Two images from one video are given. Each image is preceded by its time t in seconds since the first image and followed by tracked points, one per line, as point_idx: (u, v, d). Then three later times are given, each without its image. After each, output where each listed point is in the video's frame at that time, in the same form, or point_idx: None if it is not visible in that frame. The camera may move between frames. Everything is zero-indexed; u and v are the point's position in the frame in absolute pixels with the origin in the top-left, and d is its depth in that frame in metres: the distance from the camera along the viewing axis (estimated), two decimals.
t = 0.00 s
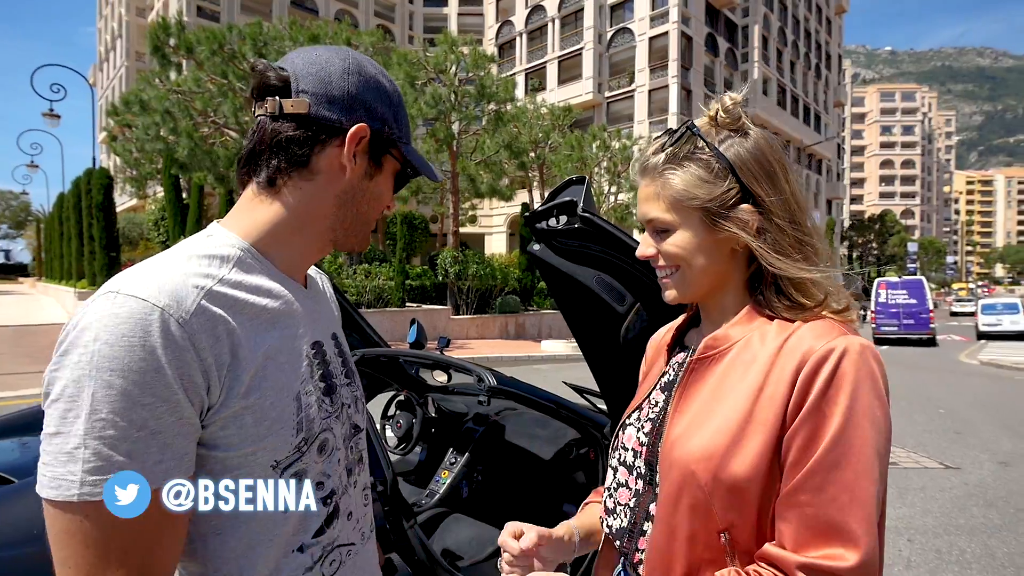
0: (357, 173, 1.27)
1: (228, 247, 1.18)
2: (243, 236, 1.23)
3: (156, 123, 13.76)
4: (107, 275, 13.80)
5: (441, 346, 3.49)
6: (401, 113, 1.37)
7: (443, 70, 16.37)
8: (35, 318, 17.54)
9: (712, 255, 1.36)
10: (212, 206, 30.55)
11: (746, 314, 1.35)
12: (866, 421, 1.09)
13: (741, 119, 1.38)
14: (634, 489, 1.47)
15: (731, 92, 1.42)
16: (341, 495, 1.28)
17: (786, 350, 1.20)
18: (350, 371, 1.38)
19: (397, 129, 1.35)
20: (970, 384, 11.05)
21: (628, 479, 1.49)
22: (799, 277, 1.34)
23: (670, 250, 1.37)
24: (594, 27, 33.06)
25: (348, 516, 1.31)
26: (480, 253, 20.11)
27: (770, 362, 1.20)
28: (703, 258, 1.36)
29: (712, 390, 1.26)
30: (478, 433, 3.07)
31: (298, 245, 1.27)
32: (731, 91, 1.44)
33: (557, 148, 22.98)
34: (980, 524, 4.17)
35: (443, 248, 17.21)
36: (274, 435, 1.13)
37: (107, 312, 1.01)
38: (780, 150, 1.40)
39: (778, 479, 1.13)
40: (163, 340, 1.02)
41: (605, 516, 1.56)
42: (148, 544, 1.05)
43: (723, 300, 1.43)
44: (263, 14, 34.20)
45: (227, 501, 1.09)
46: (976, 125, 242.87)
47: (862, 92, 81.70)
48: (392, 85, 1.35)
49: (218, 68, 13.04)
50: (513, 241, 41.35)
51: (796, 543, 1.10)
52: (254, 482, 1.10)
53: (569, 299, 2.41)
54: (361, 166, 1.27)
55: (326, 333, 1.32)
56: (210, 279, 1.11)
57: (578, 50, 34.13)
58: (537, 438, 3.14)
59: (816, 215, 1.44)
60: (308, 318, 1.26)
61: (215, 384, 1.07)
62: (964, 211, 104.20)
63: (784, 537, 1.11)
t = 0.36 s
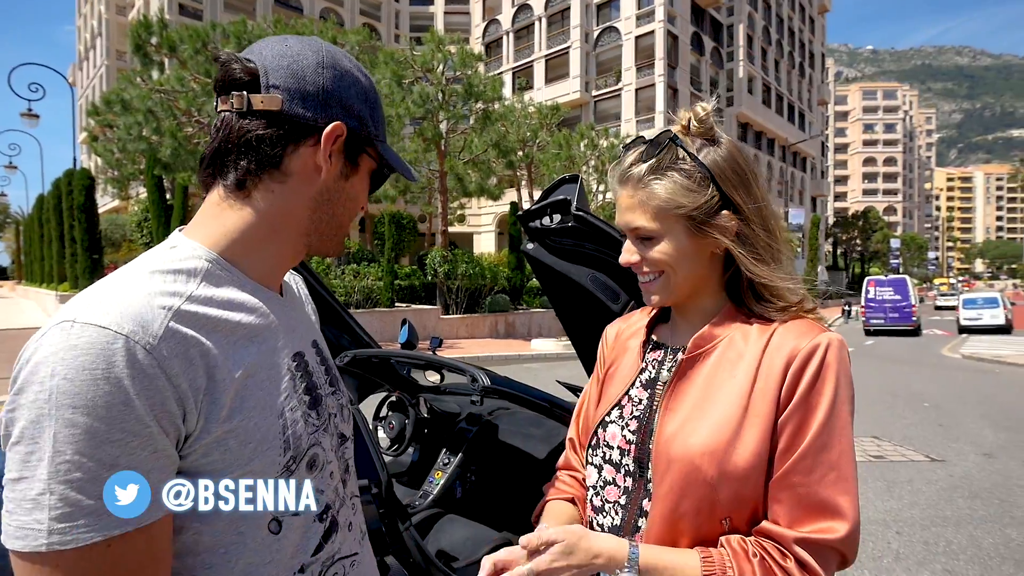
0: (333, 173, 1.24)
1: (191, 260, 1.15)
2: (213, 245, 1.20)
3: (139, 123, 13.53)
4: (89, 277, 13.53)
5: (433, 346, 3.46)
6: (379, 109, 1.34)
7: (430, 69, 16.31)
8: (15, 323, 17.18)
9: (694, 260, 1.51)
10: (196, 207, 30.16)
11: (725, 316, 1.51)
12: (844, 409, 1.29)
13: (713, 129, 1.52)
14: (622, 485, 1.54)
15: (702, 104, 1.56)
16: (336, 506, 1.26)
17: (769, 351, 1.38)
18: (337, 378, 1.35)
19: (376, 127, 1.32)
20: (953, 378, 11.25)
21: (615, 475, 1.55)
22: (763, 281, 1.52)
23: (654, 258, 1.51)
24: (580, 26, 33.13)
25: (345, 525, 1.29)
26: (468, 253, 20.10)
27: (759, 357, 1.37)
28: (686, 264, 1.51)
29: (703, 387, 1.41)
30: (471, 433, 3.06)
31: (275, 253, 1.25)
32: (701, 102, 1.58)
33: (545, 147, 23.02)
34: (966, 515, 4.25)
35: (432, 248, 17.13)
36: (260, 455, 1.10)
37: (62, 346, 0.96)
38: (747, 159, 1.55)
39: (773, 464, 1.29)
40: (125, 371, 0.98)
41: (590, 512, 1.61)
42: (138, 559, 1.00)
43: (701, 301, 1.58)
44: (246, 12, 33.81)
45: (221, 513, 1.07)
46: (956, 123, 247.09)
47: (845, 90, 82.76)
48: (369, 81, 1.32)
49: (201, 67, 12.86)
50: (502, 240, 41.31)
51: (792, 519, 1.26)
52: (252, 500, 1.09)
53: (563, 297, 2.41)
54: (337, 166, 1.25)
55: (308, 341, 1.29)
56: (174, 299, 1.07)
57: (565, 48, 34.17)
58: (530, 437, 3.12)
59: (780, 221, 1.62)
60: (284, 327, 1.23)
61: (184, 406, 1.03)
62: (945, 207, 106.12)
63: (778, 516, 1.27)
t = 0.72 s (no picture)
0: (307, 159, 1.22)
1: (197, 259, 1.16)
2: (207, 242, 1.21)
3: (136, 119, 13.46)
4: (85, 274, 13.41)
5: (432, 346, 3.44)
6: (354, 80, 1.28)
7: (429, 68, 16.32)
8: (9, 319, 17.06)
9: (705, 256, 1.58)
10: (192, 204, 30.03)
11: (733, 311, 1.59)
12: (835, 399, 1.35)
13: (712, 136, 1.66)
14: (625, 487, 1.56)
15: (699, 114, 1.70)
16: (342, 502, 1.24)
17: (762, 348, 1.43)
18: (348, 372, 1.33)
19: (352, 99, 1.27)
20: (948, 381, 11.33)
21: (619, 479, 1.57)
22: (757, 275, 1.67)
23: (671, 256, 1.55)
24: (579, 27, 33.16)
25: (352, 521, 1.28)
26: (466, 252, 20.09)
27: (753, 352, 1.43)
28: (700, 259, 1.57)
29: (703, 382, 1.45)
30: (469, 433, 3.01)
31: (271, 247, 1.25)
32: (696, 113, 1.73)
33: (543, 148, 23.03)
34: (962, 518, 4.27)
35: (430, 247, 17.11)
36: (262, 448, 1.10)
37: (61, 343, 0.97)
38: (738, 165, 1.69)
39: (772, 454, 1.34)
40: (115, 369, 0.97)
41: (595, 514, 1.62)
42: (135, 552, 1.00)
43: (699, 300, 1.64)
44: (245, 9, 33.69)
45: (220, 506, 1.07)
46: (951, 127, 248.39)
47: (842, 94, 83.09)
48: (335, 48, 1.25)
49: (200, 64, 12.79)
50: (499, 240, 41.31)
51: (792, 506, 1.32)
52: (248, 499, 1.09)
53: (564, 298, 2.40)
54: (311, 151, 1.22)
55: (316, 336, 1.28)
56: (170, 297, 1.06)
57: (564, 49, 34.23)
58: (529, 437, 3.10)
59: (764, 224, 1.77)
60: (288, 322, 1.21)
61: (179, 402, 1.03)
62: (940, 211, 106.76)
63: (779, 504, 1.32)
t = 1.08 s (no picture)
0: (313, 155, 1.30)
1: (245, 253, 1.30)
2: (253, 239, 1.34)
3: (131, 118, 13.36)
4: (78, 273, 13.32)
5: (428, 345, 3.41)
6: (338, 62, 1.29)
7: (425, 68, 16.35)
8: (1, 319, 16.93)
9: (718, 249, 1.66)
10: (187, 204, 29.88)
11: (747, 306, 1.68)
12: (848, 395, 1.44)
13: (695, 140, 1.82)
14: (651, 495, 1.55)
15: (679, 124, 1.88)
16: (349, 492, 1.26)
17: (781, 343, 1.48)
18: (382, 365, 1.37)
19: (332, 83, 1.27)
20: (941, 382, 11.43)
21: (643, 487, 1.56)
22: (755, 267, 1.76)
23: (694, 248, 1.60)
24: (576, 28, 33.24)
25: (361, 514, 1.28)
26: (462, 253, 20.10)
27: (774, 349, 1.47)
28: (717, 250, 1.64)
29: (725, 383, 1.49)
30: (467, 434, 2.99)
31: (301, 241, 1.34)
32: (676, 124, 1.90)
33: (540, 149, 23.06)
34: (955, 518, 4.30)
35: (426, 247, 17.11)
36: (260, 425, 1.18)
37: (108, 322, 1.12)
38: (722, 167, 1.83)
39: (799, 449, 1.39)
40: (139, 337, 1.11)
41: (620, 527, 1.59)
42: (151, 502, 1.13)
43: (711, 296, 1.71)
44: (241, 8, 33.60)
45: (230, 467, 1.19)
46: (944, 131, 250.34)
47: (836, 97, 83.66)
48: (315, 41, 1.29)
49: (196, 63, 12.73)
50: (495, 241, 41.38)
51: (819, 498, 1.38)
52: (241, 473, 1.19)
53: (564, 299, 2.40)
54: (306, 142, 1.29)
55: (349, 328, 1.35)
56: (198, 282, 1.20)
57: (561, 50, 34.32)
58: (527, 438, 3.12)
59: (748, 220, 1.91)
60: (315, 313, 1.30)
61: (197, 374, 1.16)
62: (932, 214, 107.61)
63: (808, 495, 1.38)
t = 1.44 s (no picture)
0: (349, 167, 1.38)
1: (296, 251, 1.41)
2: (303, 240, 1.44)
3: (123, 117, 13.26)
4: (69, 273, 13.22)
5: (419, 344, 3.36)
6: (371, 83, 1.36)
7: (420, 68, 16.35)
8: None
9: (698, 243, 1.63)
10: (179, 203, 29.73)
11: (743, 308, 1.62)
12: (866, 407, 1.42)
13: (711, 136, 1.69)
14: (659, 503, 1.55)
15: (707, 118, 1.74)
16: (368, 477, 1.31)
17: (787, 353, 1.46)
18: (409, 361, 1.41)
19: (363, 101, 1.34)
20: (933, 383, 11.52)
21: (652, 496, 1.55)
22: (753, 266, 1.71)
23: (657, 239, 1.61)
24: (571, 29, 33.32)
25: (377, 501, 1.32)
26: (456, 253, 20.07)
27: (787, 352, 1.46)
28: (690, 246, 1.61)
29: (737, 389, 1.48)
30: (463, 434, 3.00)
31: (342, 243, 1.42)
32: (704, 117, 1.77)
33: (534, 149, 23.06)
34: (947, 517, 4.34)
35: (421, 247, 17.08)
36: (290, 406, 1.27)
37: (178, 308, 1.24)
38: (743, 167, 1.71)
39: (814, 460, 1.39)
40: (198, 318, 1.22)
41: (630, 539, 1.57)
42: (209, 464, 1.23)
43: (690, 290, 1.69)
44: (235, 7, 33.45)
45: (265, 439, 1.28)
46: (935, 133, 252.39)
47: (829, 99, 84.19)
48: (352, 65, 1.38)
49: (189, 62, 12.65)
50: (489, 241, 41.41)
51: (833, 511, 1.37)
52: (273, 449, 1.28)
53: (559, 300, 2.41)
54: (342, 156, 1.37)
55: (382, 323, 1.41)
56: (250, 274, 1.31)
57: (556, 51, 34.35)
58: (521, 438, 3.19)
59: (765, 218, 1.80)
60: (352, 309, 1.38)
61: (242, 355, 1.26)
62: (924, 215, 108.44)
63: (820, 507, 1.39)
